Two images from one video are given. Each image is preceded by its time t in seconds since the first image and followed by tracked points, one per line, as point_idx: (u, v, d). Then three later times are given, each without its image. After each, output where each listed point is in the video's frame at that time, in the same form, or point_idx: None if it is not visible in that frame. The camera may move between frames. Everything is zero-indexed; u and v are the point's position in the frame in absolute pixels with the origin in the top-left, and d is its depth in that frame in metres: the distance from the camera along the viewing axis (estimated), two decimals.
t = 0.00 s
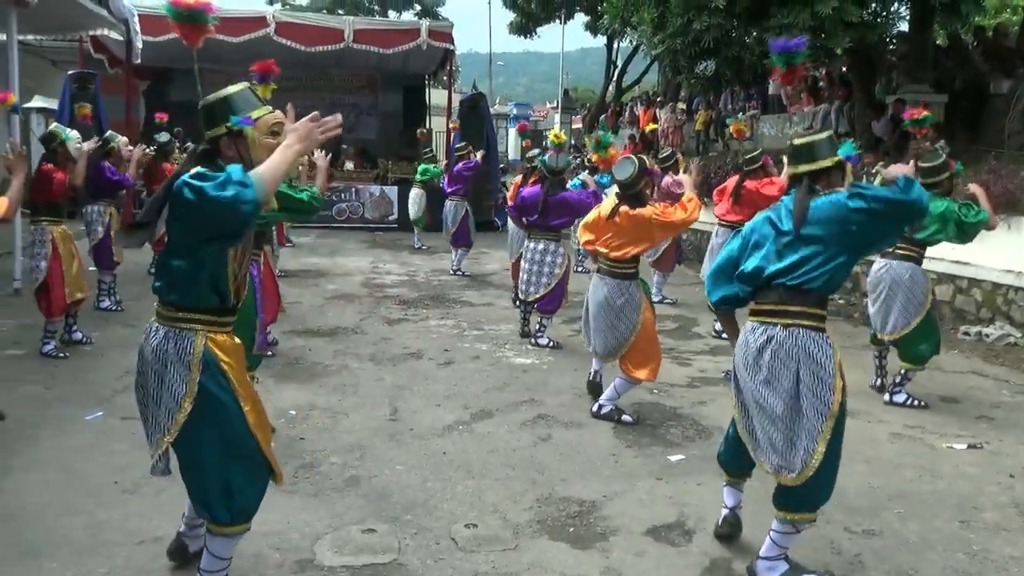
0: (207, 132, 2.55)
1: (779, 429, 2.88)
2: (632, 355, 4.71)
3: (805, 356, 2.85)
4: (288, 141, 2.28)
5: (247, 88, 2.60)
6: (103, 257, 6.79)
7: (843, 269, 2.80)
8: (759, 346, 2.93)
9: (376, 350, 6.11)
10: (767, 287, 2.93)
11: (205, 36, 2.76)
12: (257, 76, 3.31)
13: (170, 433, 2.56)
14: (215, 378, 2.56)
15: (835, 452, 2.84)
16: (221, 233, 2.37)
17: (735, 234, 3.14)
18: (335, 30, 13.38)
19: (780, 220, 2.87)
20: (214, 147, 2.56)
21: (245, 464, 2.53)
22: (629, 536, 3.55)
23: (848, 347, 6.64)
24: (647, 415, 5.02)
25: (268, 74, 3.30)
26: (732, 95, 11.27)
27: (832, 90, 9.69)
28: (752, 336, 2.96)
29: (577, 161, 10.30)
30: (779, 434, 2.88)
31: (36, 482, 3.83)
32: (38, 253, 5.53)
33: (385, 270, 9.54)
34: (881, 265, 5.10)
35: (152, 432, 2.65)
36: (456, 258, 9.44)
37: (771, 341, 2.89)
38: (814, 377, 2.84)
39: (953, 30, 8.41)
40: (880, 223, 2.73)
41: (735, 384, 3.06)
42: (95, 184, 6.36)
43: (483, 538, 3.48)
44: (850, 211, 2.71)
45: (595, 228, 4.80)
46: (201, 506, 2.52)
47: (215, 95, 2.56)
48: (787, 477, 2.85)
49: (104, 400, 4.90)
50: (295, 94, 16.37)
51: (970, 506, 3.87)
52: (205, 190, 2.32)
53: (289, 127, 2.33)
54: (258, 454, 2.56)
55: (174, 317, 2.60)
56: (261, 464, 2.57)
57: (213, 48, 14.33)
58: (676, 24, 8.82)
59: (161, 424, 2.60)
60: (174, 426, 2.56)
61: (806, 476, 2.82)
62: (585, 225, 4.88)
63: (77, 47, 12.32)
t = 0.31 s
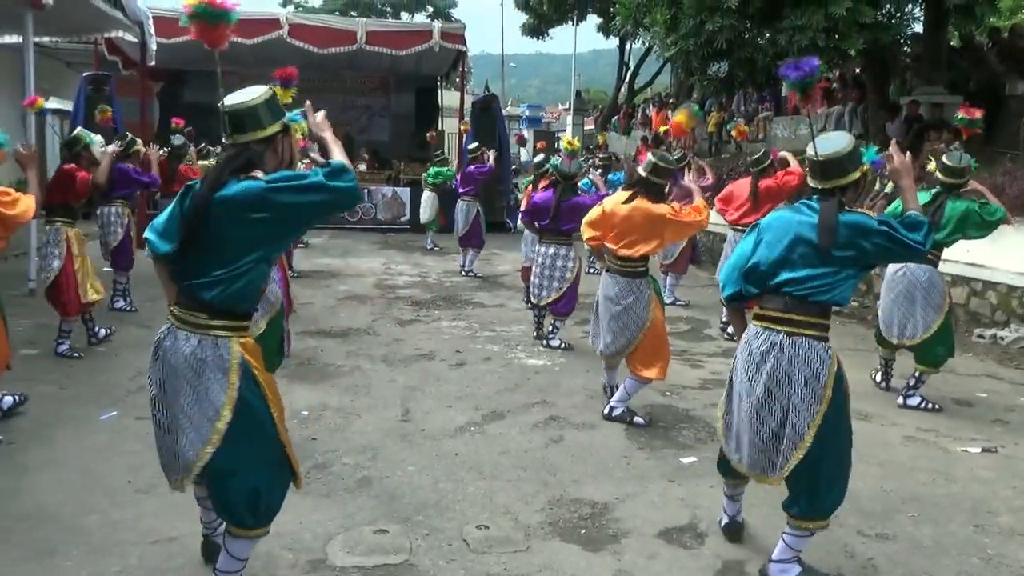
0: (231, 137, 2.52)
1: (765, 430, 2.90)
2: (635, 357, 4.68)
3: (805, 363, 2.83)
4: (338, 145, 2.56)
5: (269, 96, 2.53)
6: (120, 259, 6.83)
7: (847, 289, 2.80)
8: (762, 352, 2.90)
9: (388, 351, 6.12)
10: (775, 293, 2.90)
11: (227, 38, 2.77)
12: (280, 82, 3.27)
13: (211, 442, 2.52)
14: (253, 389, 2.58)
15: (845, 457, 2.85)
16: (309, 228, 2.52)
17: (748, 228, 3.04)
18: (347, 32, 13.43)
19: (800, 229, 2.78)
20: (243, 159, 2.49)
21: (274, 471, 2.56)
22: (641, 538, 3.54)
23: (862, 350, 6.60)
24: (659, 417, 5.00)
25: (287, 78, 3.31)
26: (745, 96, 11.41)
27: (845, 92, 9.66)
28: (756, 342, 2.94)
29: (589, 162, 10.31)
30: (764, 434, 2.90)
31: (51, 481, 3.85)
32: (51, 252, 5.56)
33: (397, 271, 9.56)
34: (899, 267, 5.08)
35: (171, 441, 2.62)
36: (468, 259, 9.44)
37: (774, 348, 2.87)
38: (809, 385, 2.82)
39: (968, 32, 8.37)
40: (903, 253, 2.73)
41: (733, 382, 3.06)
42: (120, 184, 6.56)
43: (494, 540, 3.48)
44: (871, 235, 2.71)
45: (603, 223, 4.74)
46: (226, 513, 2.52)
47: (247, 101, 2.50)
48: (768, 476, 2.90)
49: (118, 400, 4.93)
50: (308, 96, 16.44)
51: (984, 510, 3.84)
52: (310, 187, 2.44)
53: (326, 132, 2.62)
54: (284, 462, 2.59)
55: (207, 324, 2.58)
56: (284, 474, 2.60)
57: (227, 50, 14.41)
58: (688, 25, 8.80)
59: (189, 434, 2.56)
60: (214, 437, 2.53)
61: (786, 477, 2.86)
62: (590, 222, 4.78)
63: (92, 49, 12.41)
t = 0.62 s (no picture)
0: (243, 142, 2.57)
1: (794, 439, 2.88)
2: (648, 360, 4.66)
3: (834, 374, 2.81)
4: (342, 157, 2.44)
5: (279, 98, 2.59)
6: (133, 260, 6.85)
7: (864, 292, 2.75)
8: (790, 364, 2.89)
9: (399, 352, 6.13)
10: (795, 306, 2.88)
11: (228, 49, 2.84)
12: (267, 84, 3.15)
13: (221, 445, 2.54)
14: (266, 394, 2.59)
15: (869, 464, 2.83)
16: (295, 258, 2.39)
17: (751, 253, 3.14)
18: (360, 33, 13.46)
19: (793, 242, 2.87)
20: (247, 158, 2.57)
21: (290, 475, 2.56)
22: (652, 539, 3.53)
23: (875, 352, 6.57)
24: (671, 419, 4.99)
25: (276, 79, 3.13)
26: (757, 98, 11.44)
27: (859, 93, 9.62)
28: (783, 356, 2.92)
29: (601, 163, 10.30)
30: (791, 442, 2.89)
31: (65, 481, 3.87)
32: (66, 253, 5.60)
33: (409, 272, 9.57)
34: (910, 268, 5.04)
35: (188, 444, 2.64)
36: (480, 260, 9.44)
37: (802, 360, 2.85)
38: (838, 395, 2.80)
39: (982, 32, 8.32)
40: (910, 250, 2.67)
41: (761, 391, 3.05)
42: (130, 186, 6.58)
43: (505, 541, 3.48)
44: (860, 229, 2.65)
45: (614, 224, 4.71)
46: (242, 518, 2.54)
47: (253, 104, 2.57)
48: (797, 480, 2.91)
49: (131, 400, 4.95)
50: (320, 96, 16.48)
51: (998, 513, 3.81)
52: (289, 210, 2.33)
53: (336, 142, 2.48)
54: (303, 466, 2.60)
55: (218, 331, 2.59)
56: (305, 479, 2.61)
57: (239, 52, 14.47)
58: (701, 25, 8.78)
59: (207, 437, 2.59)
60: (225, 441, 2.55)
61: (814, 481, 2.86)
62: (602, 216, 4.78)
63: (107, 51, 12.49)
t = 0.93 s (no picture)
0: (258, 135, 2.59)
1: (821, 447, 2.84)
2: (659, 358, 4.66)
3: (851, 373, 2.80)
4: (341, 130, 2.40)
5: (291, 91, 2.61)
6: (144, 260, 6.87)
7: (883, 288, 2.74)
8: (801, 362, 2.87)
9: (408, 352, 6.14)
10: (811, 303, 2.87)
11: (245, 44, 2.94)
12: (292, 77, 3.44)
13: (222, 432, 2.58)
14: (268, 383, 2.59)
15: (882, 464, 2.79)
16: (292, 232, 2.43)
17: (767, 245, 3.13)
18: (370, 33, 13.48)
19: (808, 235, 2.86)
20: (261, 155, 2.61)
21: (291, 468, 2.56)
22: (661, 540, 3.53)
23: (885, 353, 6.54)
24: (679, 420, 4.98)
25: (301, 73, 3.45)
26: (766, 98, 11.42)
27: (869, 93, 9.59)
28: (794, 352, 2.91)
29: (610, 163, 10.29)
30: (819, 452, 2.84)
31: (76, 479, 3.89)
32: (78, 252, 5.62)
33: (418, 272, 9.57)
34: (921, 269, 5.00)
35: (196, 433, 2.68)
36: (489, 261, 9.44)
37: (815, 357, 2.84)
38: (859, 396, 2.79)
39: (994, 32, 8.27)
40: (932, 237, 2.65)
41: (777, 397, 3.01)
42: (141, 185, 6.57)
43: (515, 541, 3.48)
44: (892, 221, 2.65)
45: (623, 228, 4.75)
46: (241, 509, 2.55)
47: (264, 99, 2.59)
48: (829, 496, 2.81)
49: (141, 399, 4.97)
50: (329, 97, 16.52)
51: (1009, 516, 3.79)
52: (274, 188, 2.37)
53: (336, 120, 2.45)
54: (306, 461, 2.59)
55: (228, 320, 2.63)
56: (307, 474, 2.61)
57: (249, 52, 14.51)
58: (710, 25, 8.76)
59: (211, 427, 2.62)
60: (224, 428, 2.57)
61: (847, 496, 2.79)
62: (613, 223, 4.82)
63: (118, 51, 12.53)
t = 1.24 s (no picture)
0: (276, 142, 2.51)
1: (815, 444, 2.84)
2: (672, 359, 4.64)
3: (852, 374, 2.78)
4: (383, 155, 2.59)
5: (308, 100, 2.54)
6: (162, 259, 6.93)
7: (896, 297, 2.74)
8: (805, 361, 2.85)
9: (421, 352, 6.15)
10: (817, 303, 2.85)
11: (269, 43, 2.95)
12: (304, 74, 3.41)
13: (271, 435, 2.54)
14: (299, 386, 2.61)
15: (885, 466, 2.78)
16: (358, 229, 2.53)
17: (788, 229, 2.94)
18: (383, 34, 13.51)
19: (841, 236, 2.73)
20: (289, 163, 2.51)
21: (314, 470, 2.59)
22: (673, 542, 3.52)
23: (900, 355, 6.51)
24: (692, 421, 4.97)
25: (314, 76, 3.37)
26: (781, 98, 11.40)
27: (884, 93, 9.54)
28: (798, 352, 2.89)
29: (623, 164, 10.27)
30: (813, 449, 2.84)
31: (91, 477, 3.91)
32: (94, 252, 5.64)
33: (430, 272, 9.58)
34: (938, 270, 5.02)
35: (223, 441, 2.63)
36: (501, 261, 9.45)
37: (818, 357, 2.82)
38: (857, 398, 2.78)
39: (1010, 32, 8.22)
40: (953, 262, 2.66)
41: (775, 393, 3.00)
42: (162, 186, 6.60)
43: (527, 542, 3.48)
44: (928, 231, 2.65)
45: (634, 231, 4.72)
46: (273, 513, 2.54)
47: (280, 106, 2.51)
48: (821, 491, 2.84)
49: (155, 398, 4.99)
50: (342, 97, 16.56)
51: None
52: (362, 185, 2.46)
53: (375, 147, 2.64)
54: (328, 461, 2.63)
55: (254, 323, 2.60)
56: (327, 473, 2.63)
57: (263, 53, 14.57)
58: (724, 25, 8.74)
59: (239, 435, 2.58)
60: (272, 432, 2.54)
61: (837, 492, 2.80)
62: (620, 228, 4.78)
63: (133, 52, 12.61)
